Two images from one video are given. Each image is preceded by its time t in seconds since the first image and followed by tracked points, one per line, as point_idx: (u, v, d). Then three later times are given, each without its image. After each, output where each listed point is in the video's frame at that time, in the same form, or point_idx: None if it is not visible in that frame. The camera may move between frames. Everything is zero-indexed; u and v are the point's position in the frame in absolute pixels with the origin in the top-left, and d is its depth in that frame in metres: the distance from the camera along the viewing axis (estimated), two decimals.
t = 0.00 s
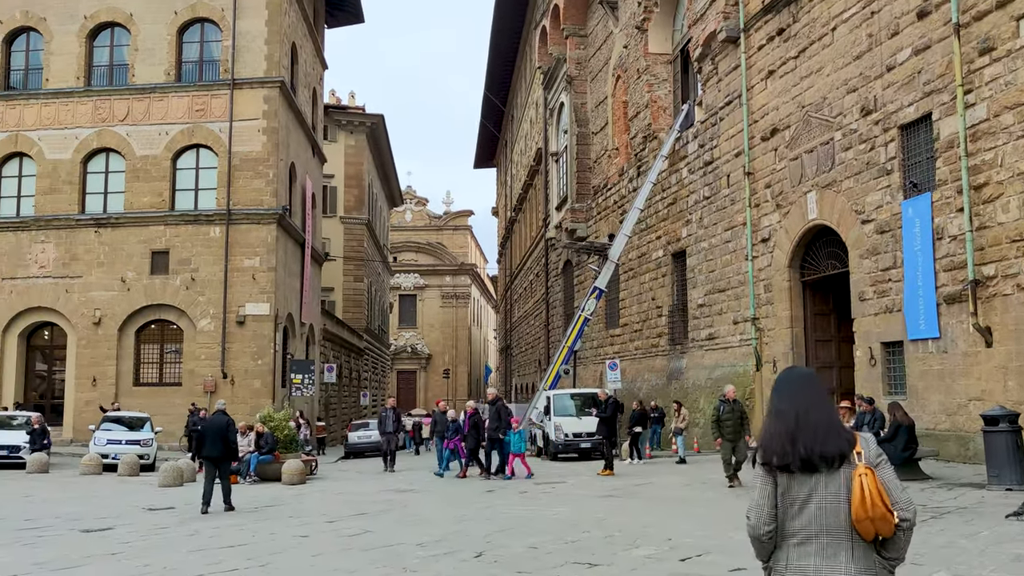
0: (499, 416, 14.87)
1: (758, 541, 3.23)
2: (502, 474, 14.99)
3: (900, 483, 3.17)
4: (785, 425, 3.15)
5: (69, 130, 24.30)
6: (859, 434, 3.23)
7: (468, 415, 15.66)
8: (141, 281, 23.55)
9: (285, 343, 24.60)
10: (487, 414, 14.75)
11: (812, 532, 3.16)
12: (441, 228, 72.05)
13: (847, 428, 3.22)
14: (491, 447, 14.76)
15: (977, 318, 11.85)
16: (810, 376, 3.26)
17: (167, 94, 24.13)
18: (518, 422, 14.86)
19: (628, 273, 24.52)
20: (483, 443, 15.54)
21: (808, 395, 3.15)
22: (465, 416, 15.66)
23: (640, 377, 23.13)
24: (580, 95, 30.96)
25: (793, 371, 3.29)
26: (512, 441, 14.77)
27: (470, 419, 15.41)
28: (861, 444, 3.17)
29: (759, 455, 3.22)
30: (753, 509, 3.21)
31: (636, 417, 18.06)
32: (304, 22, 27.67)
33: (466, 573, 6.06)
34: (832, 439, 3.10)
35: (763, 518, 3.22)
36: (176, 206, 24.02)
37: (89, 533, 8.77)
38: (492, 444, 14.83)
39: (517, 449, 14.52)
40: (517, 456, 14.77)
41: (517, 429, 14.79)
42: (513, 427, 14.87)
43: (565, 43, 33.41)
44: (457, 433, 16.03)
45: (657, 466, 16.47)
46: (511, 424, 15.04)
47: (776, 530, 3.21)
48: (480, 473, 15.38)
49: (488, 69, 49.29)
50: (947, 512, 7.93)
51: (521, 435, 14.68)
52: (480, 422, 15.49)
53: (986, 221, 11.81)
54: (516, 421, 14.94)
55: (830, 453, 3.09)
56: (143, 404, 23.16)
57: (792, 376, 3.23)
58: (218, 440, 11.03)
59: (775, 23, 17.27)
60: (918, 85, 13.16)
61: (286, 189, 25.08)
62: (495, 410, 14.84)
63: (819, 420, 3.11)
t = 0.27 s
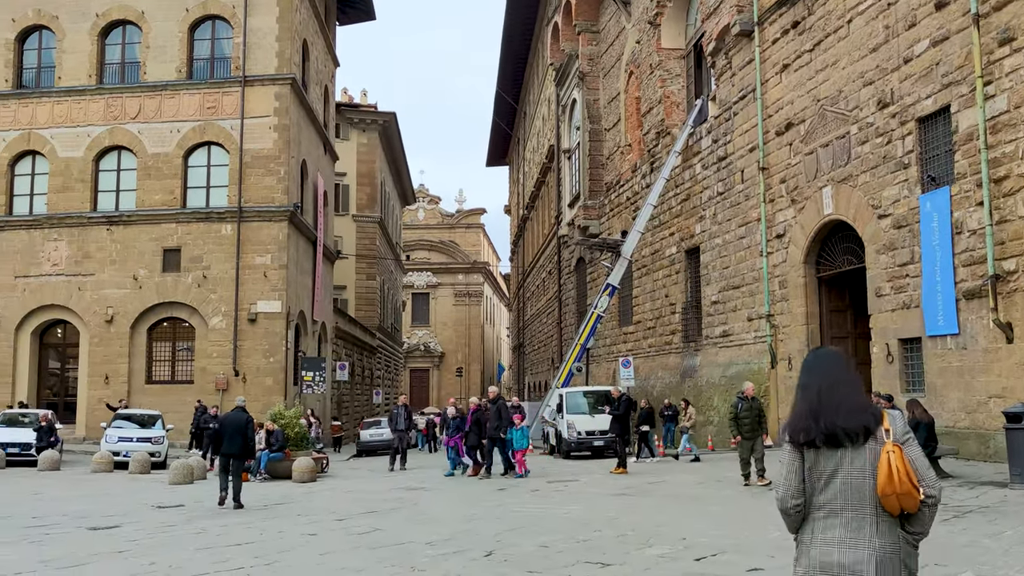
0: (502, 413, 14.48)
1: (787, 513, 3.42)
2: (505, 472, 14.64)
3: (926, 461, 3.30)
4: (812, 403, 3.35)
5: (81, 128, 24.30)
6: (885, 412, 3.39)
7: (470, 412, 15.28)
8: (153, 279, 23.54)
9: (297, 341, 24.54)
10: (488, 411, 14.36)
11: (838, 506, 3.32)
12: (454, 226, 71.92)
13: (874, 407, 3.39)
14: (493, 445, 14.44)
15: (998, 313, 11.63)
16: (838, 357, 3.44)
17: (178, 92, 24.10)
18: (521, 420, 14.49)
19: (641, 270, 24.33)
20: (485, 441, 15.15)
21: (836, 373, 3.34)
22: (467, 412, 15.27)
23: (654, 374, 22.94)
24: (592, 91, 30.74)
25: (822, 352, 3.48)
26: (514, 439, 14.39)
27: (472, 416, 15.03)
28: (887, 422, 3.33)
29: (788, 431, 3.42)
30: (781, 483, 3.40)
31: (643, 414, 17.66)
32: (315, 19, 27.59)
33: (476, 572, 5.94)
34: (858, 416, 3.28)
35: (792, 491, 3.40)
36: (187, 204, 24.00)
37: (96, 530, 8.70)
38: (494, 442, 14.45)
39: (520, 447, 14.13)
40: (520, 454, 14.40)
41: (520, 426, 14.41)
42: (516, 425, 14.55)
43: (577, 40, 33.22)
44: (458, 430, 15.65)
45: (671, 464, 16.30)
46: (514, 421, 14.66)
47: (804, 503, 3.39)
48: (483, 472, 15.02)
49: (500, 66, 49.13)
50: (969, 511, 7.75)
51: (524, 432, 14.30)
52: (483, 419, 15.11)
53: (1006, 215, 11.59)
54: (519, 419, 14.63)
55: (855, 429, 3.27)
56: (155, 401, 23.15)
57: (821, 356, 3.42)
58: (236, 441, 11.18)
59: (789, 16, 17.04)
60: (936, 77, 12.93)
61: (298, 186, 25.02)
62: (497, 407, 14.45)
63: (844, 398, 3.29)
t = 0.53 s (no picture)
0: (507, 415, 14.18)
1: (829, 534, 3.27)
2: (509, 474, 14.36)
3: (973, 478, 3.15)
4: (855, 420, 3.19)
5: (96, 128, 24.31)
6: (930, 430, 3.23)
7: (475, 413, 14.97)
8: (167, 279, 23.52)
9: (311, 341, 24.49)
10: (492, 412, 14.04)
11: (884, 525, 3.18)
12: (468, 225, 71.84)
13: (917, 422, 3.23)
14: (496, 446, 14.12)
15: (1022, 313, 11.36)
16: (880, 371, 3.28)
17: (191, 92, 24.06)
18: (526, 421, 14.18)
19: (657, 268, 24.12)
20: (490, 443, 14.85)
21: (878, 388, 3.18)
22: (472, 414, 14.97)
23: (670, 374, 22.73)
24: (607, 89, 30.52)
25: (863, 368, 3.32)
26: (520, 441, 14.09)
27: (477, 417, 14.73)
28: (931, 440, 3.18)
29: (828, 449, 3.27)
30: (823, 502, 3.26)
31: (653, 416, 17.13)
32: (328, 19, 27.52)
33: None
34: (902, 434, 3.13)
35: (834, 510, 3.26)
36: (201, 204, 23.97)
37: (104, 534, 8.59)
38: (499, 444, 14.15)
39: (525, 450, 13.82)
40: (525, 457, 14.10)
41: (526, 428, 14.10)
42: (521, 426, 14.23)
43: (592, 37, 33.00)
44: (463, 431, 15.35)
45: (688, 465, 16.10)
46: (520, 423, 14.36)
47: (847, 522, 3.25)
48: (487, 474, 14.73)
49: (514, 65, 48.96)
50: (997, 517, 7.52)
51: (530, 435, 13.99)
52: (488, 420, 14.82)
53: None
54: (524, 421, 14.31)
55: (900, 447, 3.12)
56: (170, 401, 23.13)
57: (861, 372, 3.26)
58: (253, 441, 11.30)
59: (807, 10, 16.79)
60: (958, 72, 12.67)
61: (312, 186, 24.95)
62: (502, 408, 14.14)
63: (886, 416, 3.14)
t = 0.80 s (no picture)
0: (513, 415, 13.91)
1: (882, 525, 3.43)
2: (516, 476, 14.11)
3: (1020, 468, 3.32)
4: (903, 414, 3.35)
5: (112, 129, 24.37)
6: (975, 422, 3.39)
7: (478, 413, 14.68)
8: (184, 279, 23.55)
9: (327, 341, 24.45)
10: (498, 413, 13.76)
11: (937, 516, 3.33)
12: (485, 225, 71.72)
13: (964, 415, 3.39)
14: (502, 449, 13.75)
15: None
16: (924, 366, 3.43)
17: (207, 92, 24.07)
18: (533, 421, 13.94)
19: (674, 267, 23.89)
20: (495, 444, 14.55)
21: (923, 383, 3.34)
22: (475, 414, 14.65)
23: (688, 374, 22.51)
24: (624, 87, 30.26)
25: (908, 364, 3.47)
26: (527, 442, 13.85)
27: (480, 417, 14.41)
28: (980, 432, 3.34)
29: (878, 443, 3.44)
30: (876, 495, 3.41)
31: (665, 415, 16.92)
32: (344, 18, 27.47)
33: None
34: (949, 426, 3.30)
35: (887, 503, 3.41)
36: (217, 203, 23.98)
37: (117, 534, 8.54)
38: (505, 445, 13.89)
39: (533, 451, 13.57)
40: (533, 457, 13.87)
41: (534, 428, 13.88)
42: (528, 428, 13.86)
43: (608, 35, 32.77)
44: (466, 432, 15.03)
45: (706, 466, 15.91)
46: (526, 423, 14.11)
47: (899, 514, 3.41)
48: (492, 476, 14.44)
49: (531, 63, 48.77)
50: None
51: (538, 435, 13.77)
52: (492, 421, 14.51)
53: None
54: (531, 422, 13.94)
55: (948, 439, 3.29)
56: (187, 401, 23.16)
57: (904, 366, 3.42)
58: (270, 440, 11.16)
59: (826, 4, 16.55)
60: (982, 66, 12.42)
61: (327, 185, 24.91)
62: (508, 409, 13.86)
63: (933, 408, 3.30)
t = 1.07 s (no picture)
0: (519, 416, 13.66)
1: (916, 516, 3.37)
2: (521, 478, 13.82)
3: None
4: (944, 403, 3.30)
5: (130, 130, 24.44)
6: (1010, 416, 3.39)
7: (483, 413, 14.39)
8: (201, 280, 23.57)
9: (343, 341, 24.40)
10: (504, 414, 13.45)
11: (972, 507, 3.31)
12: (503, 225, 71.62)
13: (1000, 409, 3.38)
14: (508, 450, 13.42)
15: None
16: (961, 360, 3.41)
17: (224, 93, 24.09)
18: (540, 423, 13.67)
19: (693, 266, 23.66)
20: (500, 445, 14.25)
21: (963, 374, 3.32)
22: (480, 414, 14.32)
23: (706, 374, 22.28)
24: (641, 85, 30.03)
25: (946, 356, 3.44)
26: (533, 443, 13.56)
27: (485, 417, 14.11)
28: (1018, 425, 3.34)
29: (916, 433, 3.38)
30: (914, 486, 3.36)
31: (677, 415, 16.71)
32: (360, 18, 27.43)
33: None
34: (990, 416, 3.26)
35: (924, 492, 3.36)
36: (234, 204, 23.99)
37: (127, 535, 8.46)
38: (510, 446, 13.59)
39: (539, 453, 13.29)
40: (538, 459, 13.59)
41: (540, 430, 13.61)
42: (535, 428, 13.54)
43: (625, 33, 32.56)
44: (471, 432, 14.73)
45: (725, 466, 15.70)
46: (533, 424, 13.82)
47: (935, 504, 3.35)
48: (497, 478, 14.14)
49: (548, 63, 48.61)
50: None
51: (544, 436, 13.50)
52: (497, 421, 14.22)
53: None
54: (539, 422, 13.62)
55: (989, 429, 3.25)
56: (204, 401, 23.19)
57: (942, 359, 3.39)
58: (287, 439, 11.31)
59: None
60: (1006, 58, 12.15)
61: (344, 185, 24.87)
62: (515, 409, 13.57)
63: (976, 398, 3.27)
